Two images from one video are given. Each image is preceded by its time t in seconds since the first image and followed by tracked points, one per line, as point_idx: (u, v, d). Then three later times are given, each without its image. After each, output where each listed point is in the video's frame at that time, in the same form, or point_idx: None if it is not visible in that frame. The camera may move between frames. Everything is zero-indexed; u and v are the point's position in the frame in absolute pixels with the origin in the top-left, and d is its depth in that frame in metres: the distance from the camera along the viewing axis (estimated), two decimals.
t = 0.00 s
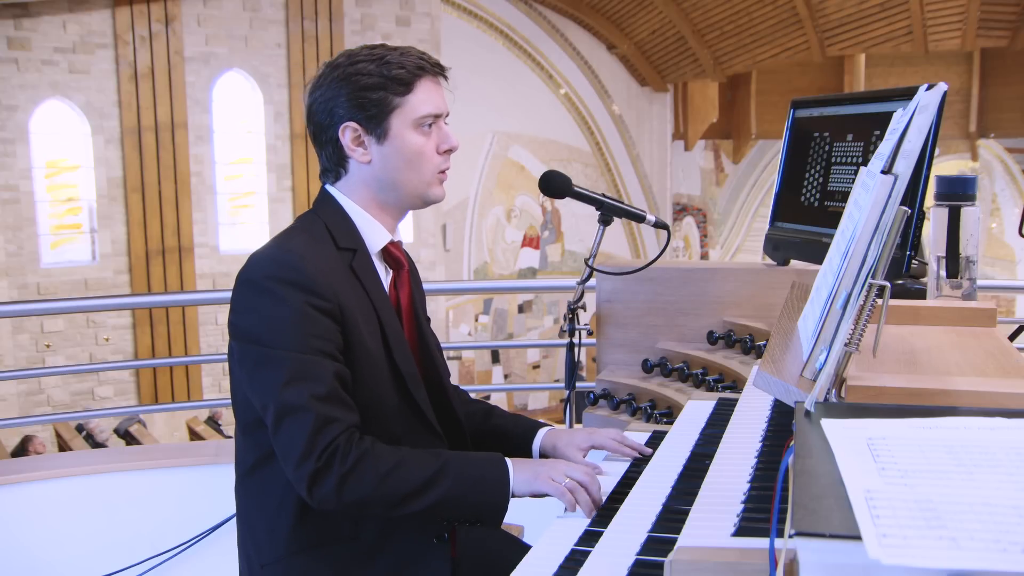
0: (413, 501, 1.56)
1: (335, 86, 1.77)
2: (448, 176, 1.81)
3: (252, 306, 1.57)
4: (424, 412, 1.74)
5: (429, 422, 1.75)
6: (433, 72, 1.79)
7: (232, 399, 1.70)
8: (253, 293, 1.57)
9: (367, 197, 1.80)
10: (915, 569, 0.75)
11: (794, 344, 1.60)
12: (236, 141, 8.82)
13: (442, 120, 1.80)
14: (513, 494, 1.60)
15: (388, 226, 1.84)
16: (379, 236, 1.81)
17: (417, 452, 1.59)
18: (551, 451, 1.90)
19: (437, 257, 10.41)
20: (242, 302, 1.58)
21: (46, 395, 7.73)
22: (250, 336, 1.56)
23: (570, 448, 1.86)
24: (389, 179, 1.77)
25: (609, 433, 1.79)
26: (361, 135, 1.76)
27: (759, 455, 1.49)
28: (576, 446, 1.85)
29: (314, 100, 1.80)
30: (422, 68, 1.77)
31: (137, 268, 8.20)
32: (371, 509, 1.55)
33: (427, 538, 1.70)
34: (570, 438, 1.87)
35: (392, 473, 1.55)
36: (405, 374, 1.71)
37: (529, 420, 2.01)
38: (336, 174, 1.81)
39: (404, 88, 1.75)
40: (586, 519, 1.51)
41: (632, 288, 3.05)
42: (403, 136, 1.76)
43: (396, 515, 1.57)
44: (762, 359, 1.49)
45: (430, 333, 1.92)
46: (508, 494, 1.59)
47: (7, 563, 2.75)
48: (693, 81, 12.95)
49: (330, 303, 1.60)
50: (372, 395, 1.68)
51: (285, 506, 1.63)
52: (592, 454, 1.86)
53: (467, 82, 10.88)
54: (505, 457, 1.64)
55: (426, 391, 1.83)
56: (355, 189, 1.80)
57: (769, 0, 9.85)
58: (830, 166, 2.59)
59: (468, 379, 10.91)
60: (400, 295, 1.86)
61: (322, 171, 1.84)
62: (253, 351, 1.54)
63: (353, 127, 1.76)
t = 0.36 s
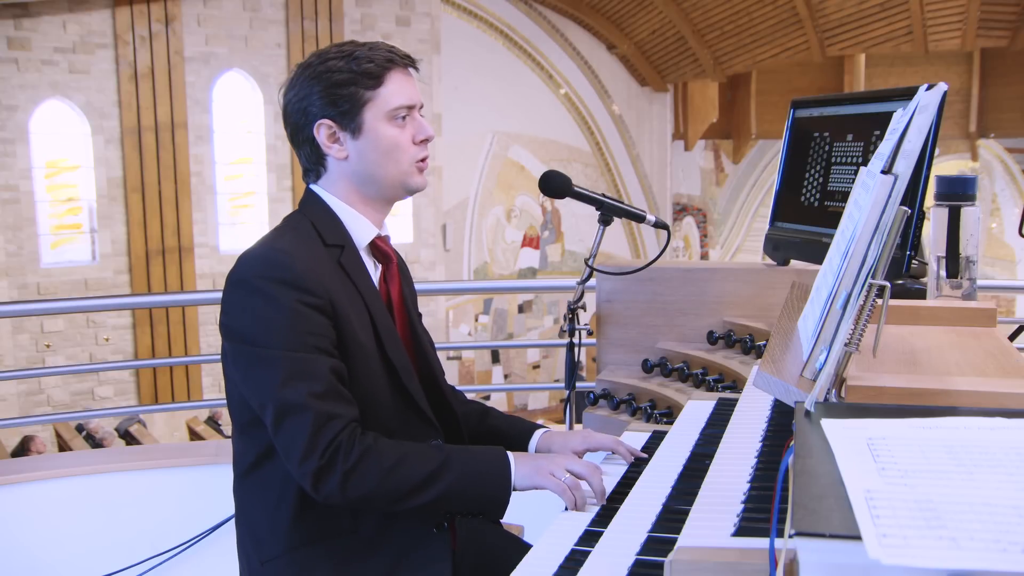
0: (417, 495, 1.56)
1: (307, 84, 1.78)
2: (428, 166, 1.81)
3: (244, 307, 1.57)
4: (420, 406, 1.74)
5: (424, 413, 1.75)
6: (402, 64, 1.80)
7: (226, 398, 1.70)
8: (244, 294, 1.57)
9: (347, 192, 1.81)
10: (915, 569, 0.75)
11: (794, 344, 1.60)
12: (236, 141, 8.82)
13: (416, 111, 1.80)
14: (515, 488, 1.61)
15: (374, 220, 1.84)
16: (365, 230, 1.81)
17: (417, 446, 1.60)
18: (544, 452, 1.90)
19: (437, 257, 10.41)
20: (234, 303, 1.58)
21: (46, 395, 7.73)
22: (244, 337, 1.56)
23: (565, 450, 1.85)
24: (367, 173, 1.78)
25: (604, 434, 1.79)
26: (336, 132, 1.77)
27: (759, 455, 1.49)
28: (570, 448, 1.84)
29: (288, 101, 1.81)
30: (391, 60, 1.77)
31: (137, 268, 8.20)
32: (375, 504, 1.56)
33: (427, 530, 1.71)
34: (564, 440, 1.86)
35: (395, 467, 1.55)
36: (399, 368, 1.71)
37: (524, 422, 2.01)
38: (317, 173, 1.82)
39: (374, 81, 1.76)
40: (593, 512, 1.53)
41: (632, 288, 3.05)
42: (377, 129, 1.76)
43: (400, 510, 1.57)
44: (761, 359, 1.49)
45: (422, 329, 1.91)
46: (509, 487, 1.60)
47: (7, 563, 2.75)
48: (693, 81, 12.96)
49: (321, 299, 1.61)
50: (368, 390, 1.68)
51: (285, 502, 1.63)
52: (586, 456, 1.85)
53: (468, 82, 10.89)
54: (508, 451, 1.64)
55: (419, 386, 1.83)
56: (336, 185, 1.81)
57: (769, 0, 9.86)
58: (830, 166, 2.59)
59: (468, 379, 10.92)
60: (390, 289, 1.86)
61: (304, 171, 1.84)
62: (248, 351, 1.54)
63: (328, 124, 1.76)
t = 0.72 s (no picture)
0: (426, 489, 1.57)
1: (289, 85, 1.78)
2: (413, 162, 1.81)
3: (241, 310, 1.57)
4: (418, 402, 1.74)
5: (423, 409, 1.75)
6: (383, 61, 1.80)
7: (223, 400, 1.70)
8: (239, 297, 1.58)
9: (333, 191, 1.80)
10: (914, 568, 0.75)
11: (794, 344, 1.60)
12: (235, 141, 8.83)
13: (400, 107, 1.80)
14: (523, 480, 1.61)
15: (364, 219, 1.84)
16: (355, 228, 1.81)
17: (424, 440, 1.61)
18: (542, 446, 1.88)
19: (437, 257, 10.41)
20: (229, 306, 1.58)
21: (46, 395, 7.73)
22: (243, 340, 1.57)
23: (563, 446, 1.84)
24: (352, 171, 1.78)
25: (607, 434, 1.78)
26: (319, 131, 1.77)
27: (759, 455, 1.49)
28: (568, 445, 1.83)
29: (271, 102, 1.81)
30: (372, 57, 1.77)
31: (137, 268, 8.20)
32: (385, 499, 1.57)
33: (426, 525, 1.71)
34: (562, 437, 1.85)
35: (405, 462, 1.56)
36: (395, 364, 1.72)
37: (524, 417, 2.01)
38: (303, 173, 1.82)
39: (356, 79, 1.76)
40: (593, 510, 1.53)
41: (632, 288, 3.05)
42: (361, 126, 1.76)
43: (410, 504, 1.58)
44: (761, 359, 1.48)
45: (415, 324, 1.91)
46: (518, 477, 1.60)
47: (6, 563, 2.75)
48: (693, 81, 12.96)
49: (317, 298, 1.61)
50: (368, 387, 1.68)
51: (287, 499, 1.64)
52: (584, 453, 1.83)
53: (468, 82, 10.89)
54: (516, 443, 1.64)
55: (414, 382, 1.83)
56: (323, 183, 1.80)
57: (769, 0, 9.86)
58: (830, 166, 2.59)
59: (468, 379, 10.92)
60: (382, 286, 1.86)
61: (291, 171, 1.84)
62: (248, 355, 1.55)
63: (311, 123, 1.76)
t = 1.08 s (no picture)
0: (427, 483, 1.57)
1: (294, 85, 1.79)
2: (414, 167, 1.81)
3: (239, 306, 1.58)
4: (411, 404, 1.74)
5: (416, 413, 1.75)
6: (389, 64, 1.80)
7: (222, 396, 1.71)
8: (236, 293, 1.59)
9: (334, 193, 1.81)
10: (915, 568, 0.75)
11: (793, 344, 1.60)
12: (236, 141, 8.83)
13: (403, 111, 1.80)
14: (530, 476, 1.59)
15: (364, 220, 1.84)
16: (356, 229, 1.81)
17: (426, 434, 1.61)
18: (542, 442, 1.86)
19: (437, 257, 10.42)
20: (226, 302, 1.59)
21: (46, 395, 7.73)
22: (240, 334, 1.57)
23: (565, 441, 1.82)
24: (353, 174, 1.78)
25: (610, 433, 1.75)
26: (322, 133, 1.77)
27: (758, 455, 1.49)
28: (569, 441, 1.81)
29: (276, 102, 1.82)
30: (378, 60, 1.77)
31: (137, 268, 8.20)
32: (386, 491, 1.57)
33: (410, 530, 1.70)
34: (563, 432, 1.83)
35: (407, 454, 1.56)
36: (390, 364, 1.71)
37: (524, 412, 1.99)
38: (306, 173, 1.82)
39: (360, 82, 1.76)
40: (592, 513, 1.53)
41: (632, 287, 3.05)
42: (363, 130, 1.76)
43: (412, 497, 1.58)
44: (762, 359, 1.48)
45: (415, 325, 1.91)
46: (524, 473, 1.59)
47: (6, 563, 2.75)
48: (693, 81, 12.96)
49: (312, 296, 1.62)
50: (364, 385, 1.68)
51: (278, 494, 1.64)
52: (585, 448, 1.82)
53: (468, 82, 10.89)
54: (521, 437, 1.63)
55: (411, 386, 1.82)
56: (324, 185, 1.81)
57: (769, 0, 9.87)
58: (830, 166, 2.59)
59: (468, 379, 10.92)
60: (382, 288, 1.86)
61: (294, 172, 1.85)
62: (247, 347, 1.56)
63: (314, 125, 1.77)
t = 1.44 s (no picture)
0: (422, 482, 1.56)
1: (323, 84, 1.79)
2: (430, 180, 1.80)
3: (242, 298, 1.60)
4: (410, 411, 1.74)
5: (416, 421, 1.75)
6: (418, 76, 1.79)
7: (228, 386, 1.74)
8: (240, 287, 1.61)
9: (350, 195, 1.81)
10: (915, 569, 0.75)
11: (794, 344, 1.60)
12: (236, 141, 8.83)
13: (426, 124, 1.79)
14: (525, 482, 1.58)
15: (377, 225, 1.84)
16: (366, 233, 1.82)
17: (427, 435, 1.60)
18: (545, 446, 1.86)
19: (437, 257, 10.41)
20: (232, 293, 1.61)
21: (46, 395, 7.73)
22: (243, 324, 1.59)
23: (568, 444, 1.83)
24: (368, 179, 1.78)
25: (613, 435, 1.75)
26: (342, 135, 1.77)
27: (759, 455, 1.49)
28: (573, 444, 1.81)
29: (304, 97, 1.82)
30: (407, 71, 1.77)
31: (137, 268, 8.20)
32: (380, 487, 1.56)
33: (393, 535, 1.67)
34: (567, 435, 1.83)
35: (404, 451, 1.56)
36: (391, 370, 1.72)
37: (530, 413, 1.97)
38: (324, 172, 1.83)
39: (386, 90, 1.75)
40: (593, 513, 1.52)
41: (632, 288, 3.05)
42: (383, 137, 1.76)
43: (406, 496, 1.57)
44: (761, 359, 1.48)
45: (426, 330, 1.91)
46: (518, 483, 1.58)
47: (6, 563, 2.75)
48: (693, 81, 12.96)
49: (312, 294, 1.63)
50: (366, 387, 1.69)
51: (270, 483, 1.66)
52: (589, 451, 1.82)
53: (468, 82, 10.89)
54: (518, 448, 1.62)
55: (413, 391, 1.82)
56: (340, 187, 1.81)
57: (769, 0, 9.86)
58: (830, 166, 2.59)
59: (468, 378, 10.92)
60: (390, 293, 1.86)
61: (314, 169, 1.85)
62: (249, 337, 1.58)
63: (335, 126, 1.77)
